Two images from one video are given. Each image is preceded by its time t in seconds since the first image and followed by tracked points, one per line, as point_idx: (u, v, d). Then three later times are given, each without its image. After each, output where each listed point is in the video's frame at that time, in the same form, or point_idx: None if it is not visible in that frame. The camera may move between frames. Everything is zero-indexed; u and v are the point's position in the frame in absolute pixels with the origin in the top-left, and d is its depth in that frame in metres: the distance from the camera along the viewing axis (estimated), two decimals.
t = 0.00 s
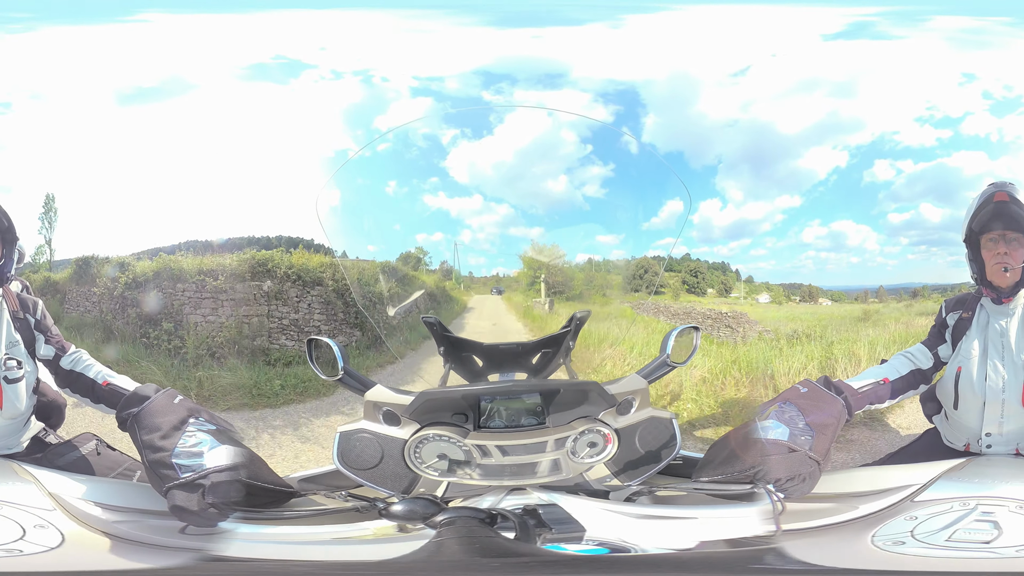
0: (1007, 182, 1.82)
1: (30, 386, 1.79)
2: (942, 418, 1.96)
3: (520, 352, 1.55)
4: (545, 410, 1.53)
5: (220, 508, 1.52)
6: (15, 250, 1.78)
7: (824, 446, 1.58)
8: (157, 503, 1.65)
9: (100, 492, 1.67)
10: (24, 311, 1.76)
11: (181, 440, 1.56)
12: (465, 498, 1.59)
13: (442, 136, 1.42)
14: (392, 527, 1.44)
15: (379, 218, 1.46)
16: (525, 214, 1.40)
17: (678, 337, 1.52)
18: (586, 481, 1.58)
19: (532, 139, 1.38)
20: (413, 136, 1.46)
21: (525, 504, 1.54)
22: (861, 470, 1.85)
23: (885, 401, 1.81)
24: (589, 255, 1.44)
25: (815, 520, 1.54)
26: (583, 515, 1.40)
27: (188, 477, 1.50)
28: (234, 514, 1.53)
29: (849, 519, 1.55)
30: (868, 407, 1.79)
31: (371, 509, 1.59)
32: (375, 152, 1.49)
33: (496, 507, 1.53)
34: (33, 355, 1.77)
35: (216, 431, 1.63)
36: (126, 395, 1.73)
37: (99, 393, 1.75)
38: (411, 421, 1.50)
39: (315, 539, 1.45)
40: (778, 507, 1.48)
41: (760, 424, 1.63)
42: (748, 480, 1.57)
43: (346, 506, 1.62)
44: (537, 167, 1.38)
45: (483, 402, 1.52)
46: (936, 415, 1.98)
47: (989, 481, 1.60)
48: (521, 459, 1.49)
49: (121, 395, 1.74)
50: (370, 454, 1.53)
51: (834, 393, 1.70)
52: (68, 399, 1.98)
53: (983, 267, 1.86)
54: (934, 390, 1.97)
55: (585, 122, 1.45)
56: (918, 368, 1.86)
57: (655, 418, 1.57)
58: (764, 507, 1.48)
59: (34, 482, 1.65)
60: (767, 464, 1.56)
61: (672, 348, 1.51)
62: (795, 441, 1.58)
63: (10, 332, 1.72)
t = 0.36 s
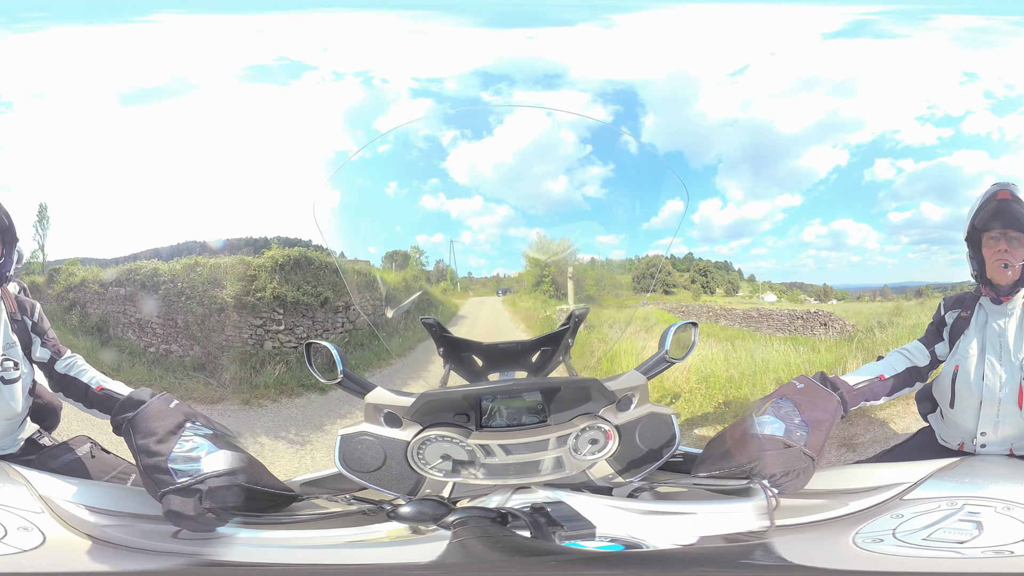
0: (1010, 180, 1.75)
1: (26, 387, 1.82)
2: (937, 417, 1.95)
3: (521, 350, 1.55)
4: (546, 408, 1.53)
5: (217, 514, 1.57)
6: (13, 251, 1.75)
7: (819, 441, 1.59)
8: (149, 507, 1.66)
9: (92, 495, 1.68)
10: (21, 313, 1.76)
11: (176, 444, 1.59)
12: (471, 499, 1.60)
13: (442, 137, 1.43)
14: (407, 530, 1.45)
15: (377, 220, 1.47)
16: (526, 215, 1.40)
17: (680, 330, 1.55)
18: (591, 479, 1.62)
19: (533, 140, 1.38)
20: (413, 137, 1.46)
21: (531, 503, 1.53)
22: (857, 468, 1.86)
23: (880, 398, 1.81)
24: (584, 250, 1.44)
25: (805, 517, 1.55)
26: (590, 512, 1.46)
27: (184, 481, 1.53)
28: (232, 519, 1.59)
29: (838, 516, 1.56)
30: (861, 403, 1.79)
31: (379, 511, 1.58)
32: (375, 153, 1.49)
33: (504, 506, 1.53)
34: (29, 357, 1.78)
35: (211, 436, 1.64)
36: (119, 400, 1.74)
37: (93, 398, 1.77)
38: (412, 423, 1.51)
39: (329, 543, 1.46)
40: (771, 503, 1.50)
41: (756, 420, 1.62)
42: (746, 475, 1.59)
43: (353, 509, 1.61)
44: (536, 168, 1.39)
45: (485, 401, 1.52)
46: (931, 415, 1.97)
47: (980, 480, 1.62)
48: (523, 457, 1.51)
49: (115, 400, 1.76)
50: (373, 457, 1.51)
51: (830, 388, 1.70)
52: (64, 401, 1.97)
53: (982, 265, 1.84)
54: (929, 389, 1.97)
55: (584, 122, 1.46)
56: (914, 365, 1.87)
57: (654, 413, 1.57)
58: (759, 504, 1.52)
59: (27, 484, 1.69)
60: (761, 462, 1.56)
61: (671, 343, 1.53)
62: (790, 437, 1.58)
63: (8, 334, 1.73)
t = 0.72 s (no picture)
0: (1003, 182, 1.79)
1: (21, 387, 1.80)
2: (933, 416, 1.96)
3: (518, 349, 1.55)
4: (543, 407, 1.55)
5: (214, 516, 1.53)
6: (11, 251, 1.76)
7: (814, 439, 1.58)
8: (144, 510, 1.66)
9: (86, 497, 1.67)
10: (18, 313, 1.76)
11: (172, 446, 1.55)
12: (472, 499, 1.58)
13: (442, 138, 1.43)
14: (410, 531, 1.44)
15: (379, 220, 1.47)
16: (526, 216, 1.40)
17: (673, 331, 1.55)
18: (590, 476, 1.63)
19: (534, 139, 1.39)
20: (413, 138, 1.46)
21: (531, 502, 1.50)
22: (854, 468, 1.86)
23: (875, 399, 1.81)
24: (586, 248, 1.43)
25: (802, 514, 1.54)
26: (591, 511, 1.44)
27: (180, 484, 1.50)
28: (231, 520, 1.55)
29: (832, 513, 1.54)
30: (857, 402, 1.79)
31: (381, 512, 1.59)
32: (375, 154, 1.50)
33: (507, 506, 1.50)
34: (25, 357, 1.76)
35: (209, 437, 1.61)
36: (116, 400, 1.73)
37: (90, 400, 1.76)
38: (410, 423, 1.52)
39: (329, 544, 1.45)
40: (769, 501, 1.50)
41: (754, 419, 1.62)
42: (741, 474, 1.57)
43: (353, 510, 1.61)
44: (537, 169, 1.39)
45: (484, 401, 1.54)
46: (926, 413, 1.98)
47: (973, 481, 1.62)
48: (523, 457, 1.50)
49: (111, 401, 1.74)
50: (373, 458, 1.51)
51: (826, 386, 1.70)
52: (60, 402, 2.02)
53: (977, 267, 1.84)
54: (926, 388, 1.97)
55: (584, 122, 1.46)
56: (910, 364, 1.87)
57: (652, 411, 1.59)
58: (755, 501, 1.51)
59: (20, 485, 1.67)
60: (761, 457, 1.56)
61: (668, 343, 1.55)
62: (786, 435, 1.58)
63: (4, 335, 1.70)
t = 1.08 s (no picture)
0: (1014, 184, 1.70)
1: (20, 387, 1.81)
2: (931, 417, 1.96)
3: (516, 349, 1.55)
4: (541, 407, 1.56)
5: (213, 514, 1.55)
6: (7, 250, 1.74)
7: (812, 441, 1.58)
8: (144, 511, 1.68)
9: (84, 497, 1.68)
10: (13, 312, 1.74)
11: (171, 445, 1.57)
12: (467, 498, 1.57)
13: (443, 138, 1.42)
14: (407, 529, 1.45)
15: (379, 220, 1.47)
16: (528, 216, 1.41)
17: (672, 330, 1.56)
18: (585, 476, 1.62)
19: (535, 139, 1.39)
20: (415, 138, 1.46)
21: (527, 501, 1.49)
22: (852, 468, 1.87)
23: (872, 401, 1.81)
24: (586, 247, 1.45)
25: (800, 515, 1.55)
26: (586, 512, 1.45)
27: (179, 483, 1.52)
28: (231, 519, 1.56)
29: (827, 515, 1.56)
30: (857, 404, 1.78)
31: (376, 511, 1.60)
32: (377, 154, 1.50)
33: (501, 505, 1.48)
34: (22, 356, 1.77)
35: (206, 437, 1.63)
36: (114, 399, 1.73)
37: (87, 398, 1.76)
38: (409, 422, 1.52)
39: (327, 542, 1.46)
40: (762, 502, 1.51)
41: (750, 420, 1.65)
42: (737, 475, 1.60)
43: (351, 509, 1.62)
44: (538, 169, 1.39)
45: (481, 401, 1.56)
46: (925, 414, 1.99)
47: (971, 483, 1.62)
48: (520, 457, 1.52)
49: (109, 400, 1.74)
50: (370, 458, 1.54)
51: (824, 388, 1.70)
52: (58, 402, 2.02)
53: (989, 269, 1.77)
54: (924, 389, 1.97)
55: (586, 121, 1.46)
56: (909, 367, 1.87)
57: (648, 412, 1.61)
58: (752, 502, 1.51)
59: (19, 487, 1.69)
60: (756, 458, 1.58)
61: (666, 342, 1.55)
62: (783, 436, 1.59)
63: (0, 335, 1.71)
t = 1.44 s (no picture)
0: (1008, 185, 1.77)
1: (21, 387, 1.83)
2: (933, 421, 1.97)
3: (511, 349, 1.55)
4: (534, 408, 1.59)
5: (220, 509, 1.55)
6: (6, 252, 1.77)
7: (811, 449, 1.61)
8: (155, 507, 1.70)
9: (92, 495, 1.72)
10: (14, 313, 1.78)
11: (176, 439, 1.60)
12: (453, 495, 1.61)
13: (445, 139, 1.43)
14: (389, 525, 1.50)
15: (379, 220, 1.48)
16: (530, 216, 1.42)
17: (667, 336, 1.58)
18: (573, 479, 1.63)
19: (537, 140, 1.41)
20: (417, 139, 1.46)
21: (512, 501, 1.50)
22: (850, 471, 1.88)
23: (875, 407, 1.81)
24: (585, 248, 1.47)
25: (801, 521, 1.53)
26: (569, 514, 1.44)
27: (185, 477, 1.53)
28: (236, 514, 1.56)
29: (833, 521, 1.54)
30: (857, 410, 1.79)
31: (366, 505, 1.61)
32: (380, 155, 1.50)
33: (484, 502, 1.51)
34: (23, 356, 1.79)
35: (210, 430, 1.66)
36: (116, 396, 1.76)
37: (88, 395, 1.78)
38: (402, 417, 1.54)
39: (323, 536, 1.48)
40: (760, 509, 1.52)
41: (749, 427, 1.66)
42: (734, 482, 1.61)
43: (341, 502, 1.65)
44: (539, 170, 1.40)
45: (475, 399, 1.58)
46: (927, 419, 2.00)
47: (982, 485, 1.61)
48: (510, 456, 1.54)
49: (111, 396, 1.77)
50: (364, 452, 1.56)
51: (824, 395, 1.71)
52: (61, 401, 2.05)
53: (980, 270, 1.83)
54: (925, 393, 1.98)
55: (588, 123, 1.47)
56: (910, 371, 1.87)
57: (641, 417, 1.61)
58: (747, 509, 1.52)
59: (29, 487, 1.70)
60: (755, 465, 1.60)
61: (661, 348, 1.56)
62: (782, 443, 1.61)
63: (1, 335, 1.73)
